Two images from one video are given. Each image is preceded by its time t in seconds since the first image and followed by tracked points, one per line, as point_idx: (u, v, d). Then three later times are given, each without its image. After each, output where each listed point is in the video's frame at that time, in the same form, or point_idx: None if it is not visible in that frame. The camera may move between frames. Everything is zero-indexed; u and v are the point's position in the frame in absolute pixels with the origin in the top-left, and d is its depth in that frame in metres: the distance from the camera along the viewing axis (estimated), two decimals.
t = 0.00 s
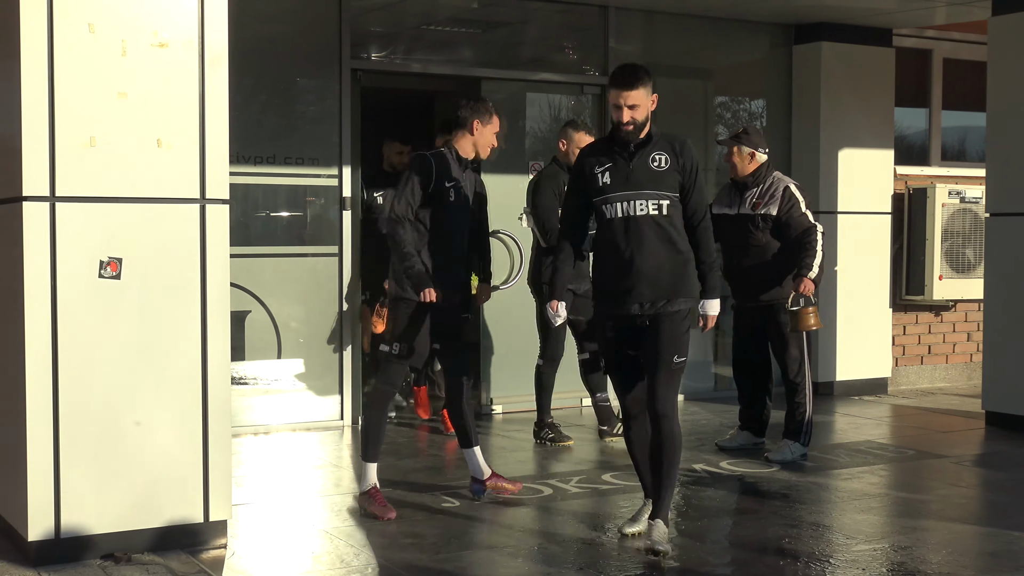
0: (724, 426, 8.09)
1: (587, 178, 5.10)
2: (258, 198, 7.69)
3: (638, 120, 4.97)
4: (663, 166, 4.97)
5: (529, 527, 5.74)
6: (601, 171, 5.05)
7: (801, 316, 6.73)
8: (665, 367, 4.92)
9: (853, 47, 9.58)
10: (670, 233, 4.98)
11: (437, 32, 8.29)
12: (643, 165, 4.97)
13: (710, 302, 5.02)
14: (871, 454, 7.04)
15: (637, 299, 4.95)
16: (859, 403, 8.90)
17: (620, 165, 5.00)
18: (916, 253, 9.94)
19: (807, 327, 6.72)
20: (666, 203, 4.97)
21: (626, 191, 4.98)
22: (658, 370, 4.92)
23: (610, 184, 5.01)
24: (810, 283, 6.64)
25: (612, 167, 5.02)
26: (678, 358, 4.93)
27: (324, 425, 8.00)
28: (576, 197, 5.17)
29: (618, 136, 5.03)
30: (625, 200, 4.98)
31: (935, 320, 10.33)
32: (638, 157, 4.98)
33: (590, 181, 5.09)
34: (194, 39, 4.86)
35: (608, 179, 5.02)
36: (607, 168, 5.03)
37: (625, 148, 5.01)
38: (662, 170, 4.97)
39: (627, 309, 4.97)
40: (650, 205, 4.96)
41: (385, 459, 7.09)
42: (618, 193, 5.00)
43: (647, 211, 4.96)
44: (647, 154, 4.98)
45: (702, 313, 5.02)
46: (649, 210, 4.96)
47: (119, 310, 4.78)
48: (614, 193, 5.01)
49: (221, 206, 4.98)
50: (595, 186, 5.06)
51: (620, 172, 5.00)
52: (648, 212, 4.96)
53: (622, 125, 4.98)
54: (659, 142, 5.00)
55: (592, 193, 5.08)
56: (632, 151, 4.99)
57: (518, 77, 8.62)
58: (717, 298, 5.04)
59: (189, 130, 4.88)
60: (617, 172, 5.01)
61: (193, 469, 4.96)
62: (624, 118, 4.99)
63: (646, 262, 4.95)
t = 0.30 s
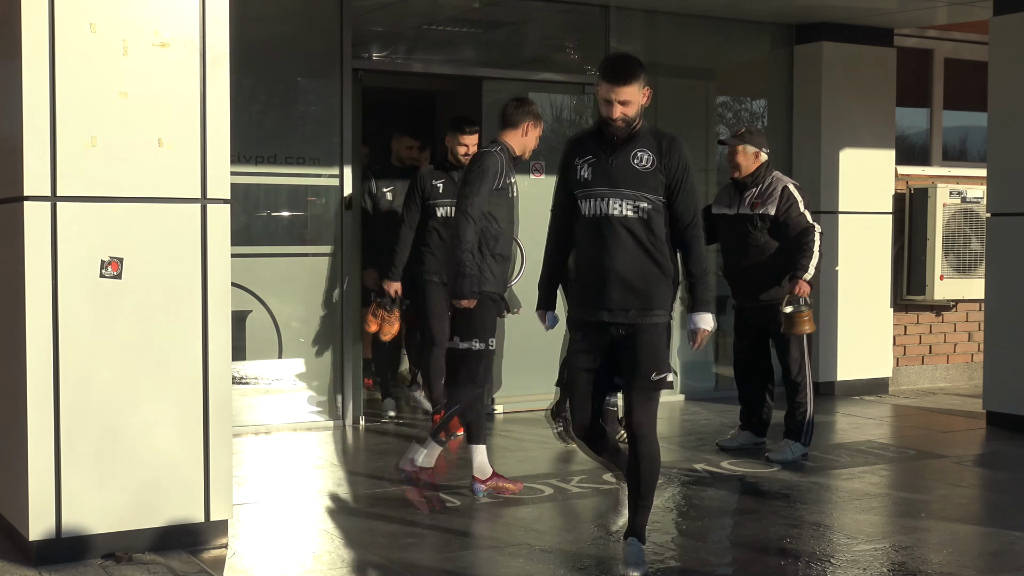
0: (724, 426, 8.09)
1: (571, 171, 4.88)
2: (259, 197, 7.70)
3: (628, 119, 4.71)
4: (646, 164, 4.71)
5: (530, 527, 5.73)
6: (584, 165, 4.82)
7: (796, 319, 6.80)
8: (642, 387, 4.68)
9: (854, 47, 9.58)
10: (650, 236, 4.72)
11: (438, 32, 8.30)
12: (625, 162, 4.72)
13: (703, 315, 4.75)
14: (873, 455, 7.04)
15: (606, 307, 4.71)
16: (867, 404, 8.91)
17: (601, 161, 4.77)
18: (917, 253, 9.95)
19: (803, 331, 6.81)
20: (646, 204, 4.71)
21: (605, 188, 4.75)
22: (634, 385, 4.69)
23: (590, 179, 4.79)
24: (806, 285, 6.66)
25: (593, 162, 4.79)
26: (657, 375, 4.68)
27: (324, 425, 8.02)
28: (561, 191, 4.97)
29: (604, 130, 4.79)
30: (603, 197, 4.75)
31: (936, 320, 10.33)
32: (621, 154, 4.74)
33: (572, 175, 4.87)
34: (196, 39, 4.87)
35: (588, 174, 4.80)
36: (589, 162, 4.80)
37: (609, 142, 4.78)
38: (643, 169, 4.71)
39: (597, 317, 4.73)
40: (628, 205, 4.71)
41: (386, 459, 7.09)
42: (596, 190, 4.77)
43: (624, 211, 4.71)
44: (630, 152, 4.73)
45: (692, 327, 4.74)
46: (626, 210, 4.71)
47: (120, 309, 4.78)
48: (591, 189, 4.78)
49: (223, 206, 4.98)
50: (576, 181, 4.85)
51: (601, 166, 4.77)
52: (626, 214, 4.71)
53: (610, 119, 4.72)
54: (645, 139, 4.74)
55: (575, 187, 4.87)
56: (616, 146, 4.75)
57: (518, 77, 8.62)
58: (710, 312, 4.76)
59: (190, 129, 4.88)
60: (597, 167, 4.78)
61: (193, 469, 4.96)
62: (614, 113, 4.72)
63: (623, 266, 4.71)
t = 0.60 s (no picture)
0: (722, 426, 8.09)
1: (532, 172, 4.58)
2: (257, 197, 7.70)
3: (585, 114, 4.39)
4: (603, 160, 4.38)
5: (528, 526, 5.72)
6: (543, 165, 4.52)
7: (789, 317, 6.83)
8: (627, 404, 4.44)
9: (852, 47, 9.58)
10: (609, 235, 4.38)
11: (436, 32, 8.30)
12: (582, 158, 4.40)
13: (638, 301, 4.14)
14: (870, 454, 7.04)
15: (568, 317, 4.37)
16: (862, 404, 8.88)
17: (559, 158, 4.46)
18: (914, 253, 9.96)
19: (795, 329, 6.85)
20: (604, 201, 4.36)
21: (562, 186, 4.42)
22: (615, 402, 4.43)
23: (548, 179, 4.47)
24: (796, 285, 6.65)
25: (550, 160, 4.48)
26: (635, 388, 4.43)
27: (322, 425, 8.02)
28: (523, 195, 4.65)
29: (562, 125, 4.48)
30: (560, 196, 4.42)
31: (934, 320, 10.33)
32: (579, 152, 4.42)
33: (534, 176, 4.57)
34: (193, 39, 4.87)
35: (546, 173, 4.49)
36: (548, 161, 4.50)
37: (567, 138, 4.46)
38: (600, 164, 4.37)
39: (559, 329, 4.39)
40: (585, 204, 4.37)
41: (384, 459, 7.09)
42: (553, 189, 4.45)
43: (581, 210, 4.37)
44: (588, 147, 4.41)
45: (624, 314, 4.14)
46: (582, 209, 4.37)
47: (117, 309, 4.78)
48: (549, 188, 4.46)
49: (220, 206, 4.98)
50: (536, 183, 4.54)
51: (557, 164, 4.46)
52: (584, 213, 4.37)
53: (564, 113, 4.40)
54: (604, 133, 4.41)
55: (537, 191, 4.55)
56: (574, 144, 4.43)
57: (516, 76, 8.61)
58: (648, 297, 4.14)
59: (188, 129, 4.88)
60: (555, 164, 4.47)
61: (191, 469, 4.95)
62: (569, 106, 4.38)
63: (584, 267, 4.38)
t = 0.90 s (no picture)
0: (719, 426, 8.09)
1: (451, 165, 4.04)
2: (252, 197, 7.70)
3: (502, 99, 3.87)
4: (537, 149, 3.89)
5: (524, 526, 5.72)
6: (465, 157, 4.00)
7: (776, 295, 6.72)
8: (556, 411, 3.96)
9: (847, 47, 9.59)
10: (547, 232, 3.91)
11: (432, 32, 8.30)
12: (513, 147, 3.89)
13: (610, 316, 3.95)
14: (867, 454, 7.05)
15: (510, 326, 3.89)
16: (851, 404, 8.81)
17: (485, 150, 3.94)
18: (909, 253, 9.97)
19: (782, 309, 6.72)
20: (541, 194, 3.89)
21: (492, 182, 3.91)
22: (547, 409, 3.96)
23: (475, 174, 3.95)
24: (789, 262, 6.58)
25: (474, 153, 3.96)
26: (572, 397, 3.97)
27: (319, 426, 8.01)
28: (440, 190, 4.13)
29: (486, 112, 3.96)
30: (492, 194, 3.91)
31: (929, 320, 10.35)
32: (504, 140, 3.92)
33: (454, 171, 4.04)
34: (189, 38, 4.87)
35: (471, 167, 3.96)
36: (471, 154, 3.98)
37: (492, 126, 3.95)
38: (533, 153, 3.89)
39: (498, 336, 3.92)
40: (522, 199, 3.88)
41: (380, 459, 7.09)
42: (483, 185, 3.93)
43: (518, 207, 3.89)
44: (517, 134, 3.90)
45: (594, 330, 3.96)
46: (520, 205, 3.88)
47: (112, 310, 4.77)
48: (478, 184, 3.94)
49: (216, 206, 4.97)
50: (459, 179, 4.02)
51: (485, 158, 3.94)
52: (520, 209, 3.88)
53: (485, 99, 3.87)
54: (532, 117, 3.92)
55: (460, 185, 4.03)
56: (498, 131, 3.91)
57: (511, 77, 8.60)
58: (619, 312, 3.95)
59: (185, 129, 4.88)
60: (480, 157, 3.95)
61: (186, 469, 4.95)
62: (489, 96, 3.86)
63: (521, 270, 3.89)
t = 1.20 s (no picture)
0: (717, 426, 8.09)
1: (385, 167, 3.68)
2: (249, 198, 7.71)
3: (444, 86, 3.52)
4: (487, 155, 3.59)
5: (522, 526, 5.72)
6: (402, 160, 3.64)
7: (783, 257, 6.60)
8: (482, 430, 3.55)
9: (845, 47, 9.60)
10: (495, 242, 3.58)
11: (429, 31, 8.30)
12: (458, 153, 3.59)
13: (564, 337, 3.65)
14: (865, 454, 7.05)
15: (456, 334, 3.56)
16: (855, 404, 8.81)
17: (426, 154, 3.61)
18: (907, 253, 9.99)
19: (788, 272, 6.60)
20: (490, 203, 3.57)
21: (435, 188, 3.58)
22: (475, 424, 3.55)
23: (414, 179, 3.60)
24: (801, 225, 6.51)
25: (415, 156, 3.62)
26: (504, 420, 3.57)
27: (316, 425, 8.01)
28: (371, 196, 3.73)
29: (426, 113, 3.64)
30: (435, 202, 3.57)
31: (927, 319, 10.35)
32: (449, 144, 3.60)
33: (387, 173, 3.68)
34: (186, 39, 4.86)
35: (411, 172, 3.61)
36: (410, 156, 3.62)
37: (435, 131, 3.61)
38: (481, 159, 3.58)
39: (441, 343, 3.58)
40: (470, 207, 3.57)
41: (377, 458, 7.09)
42: (425, 190, 3.59)
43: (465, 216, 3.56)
44: (463, 140, 3.60)
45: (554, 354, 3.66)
46: (465, 214, 3.56)
47: (109, 310, 4.76)
48: (421, 190, 3.59)
49: (214, 206, 4.97)
50: (393, 183, 3.65)
51: (426, 163, 3.60)
52: (464, 218, 3.56)
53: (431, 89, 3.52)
54: (479, 121, 3.62)
55: (391, 191, 3.67)
56: (442, 131, 3.60)
57: (508, 77, 8.60)
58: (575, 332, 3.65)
59: (182, 129, 4.87)
60: (421, 162, 3.61)
61: (184, 468, 4.93)
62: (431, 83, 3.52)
63: (467, 277, 3.56)
